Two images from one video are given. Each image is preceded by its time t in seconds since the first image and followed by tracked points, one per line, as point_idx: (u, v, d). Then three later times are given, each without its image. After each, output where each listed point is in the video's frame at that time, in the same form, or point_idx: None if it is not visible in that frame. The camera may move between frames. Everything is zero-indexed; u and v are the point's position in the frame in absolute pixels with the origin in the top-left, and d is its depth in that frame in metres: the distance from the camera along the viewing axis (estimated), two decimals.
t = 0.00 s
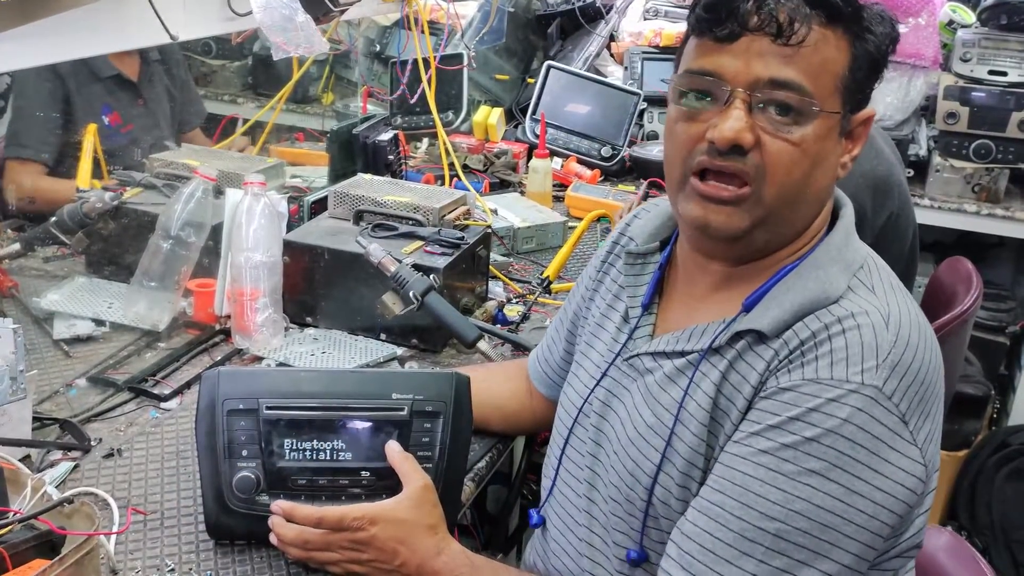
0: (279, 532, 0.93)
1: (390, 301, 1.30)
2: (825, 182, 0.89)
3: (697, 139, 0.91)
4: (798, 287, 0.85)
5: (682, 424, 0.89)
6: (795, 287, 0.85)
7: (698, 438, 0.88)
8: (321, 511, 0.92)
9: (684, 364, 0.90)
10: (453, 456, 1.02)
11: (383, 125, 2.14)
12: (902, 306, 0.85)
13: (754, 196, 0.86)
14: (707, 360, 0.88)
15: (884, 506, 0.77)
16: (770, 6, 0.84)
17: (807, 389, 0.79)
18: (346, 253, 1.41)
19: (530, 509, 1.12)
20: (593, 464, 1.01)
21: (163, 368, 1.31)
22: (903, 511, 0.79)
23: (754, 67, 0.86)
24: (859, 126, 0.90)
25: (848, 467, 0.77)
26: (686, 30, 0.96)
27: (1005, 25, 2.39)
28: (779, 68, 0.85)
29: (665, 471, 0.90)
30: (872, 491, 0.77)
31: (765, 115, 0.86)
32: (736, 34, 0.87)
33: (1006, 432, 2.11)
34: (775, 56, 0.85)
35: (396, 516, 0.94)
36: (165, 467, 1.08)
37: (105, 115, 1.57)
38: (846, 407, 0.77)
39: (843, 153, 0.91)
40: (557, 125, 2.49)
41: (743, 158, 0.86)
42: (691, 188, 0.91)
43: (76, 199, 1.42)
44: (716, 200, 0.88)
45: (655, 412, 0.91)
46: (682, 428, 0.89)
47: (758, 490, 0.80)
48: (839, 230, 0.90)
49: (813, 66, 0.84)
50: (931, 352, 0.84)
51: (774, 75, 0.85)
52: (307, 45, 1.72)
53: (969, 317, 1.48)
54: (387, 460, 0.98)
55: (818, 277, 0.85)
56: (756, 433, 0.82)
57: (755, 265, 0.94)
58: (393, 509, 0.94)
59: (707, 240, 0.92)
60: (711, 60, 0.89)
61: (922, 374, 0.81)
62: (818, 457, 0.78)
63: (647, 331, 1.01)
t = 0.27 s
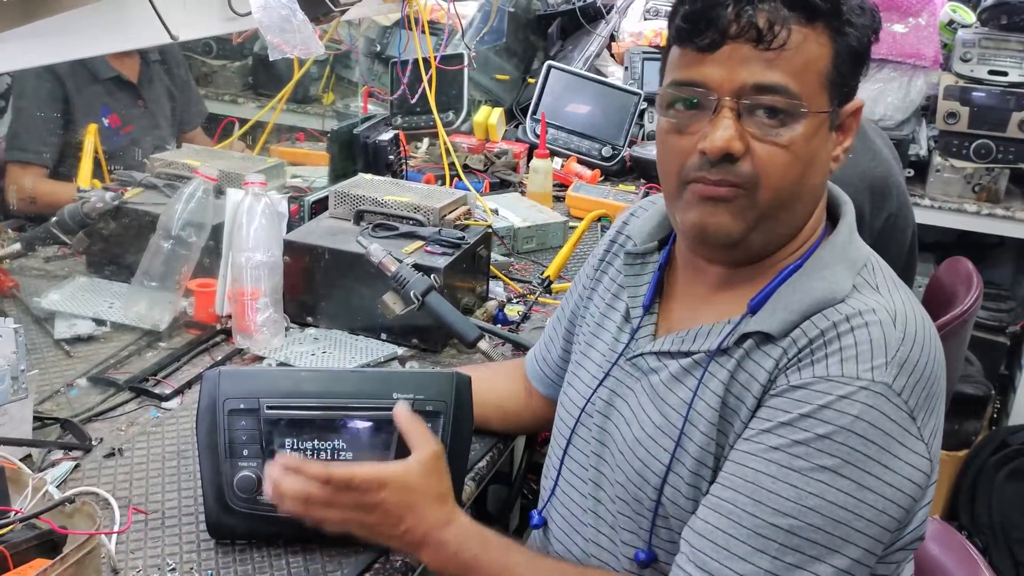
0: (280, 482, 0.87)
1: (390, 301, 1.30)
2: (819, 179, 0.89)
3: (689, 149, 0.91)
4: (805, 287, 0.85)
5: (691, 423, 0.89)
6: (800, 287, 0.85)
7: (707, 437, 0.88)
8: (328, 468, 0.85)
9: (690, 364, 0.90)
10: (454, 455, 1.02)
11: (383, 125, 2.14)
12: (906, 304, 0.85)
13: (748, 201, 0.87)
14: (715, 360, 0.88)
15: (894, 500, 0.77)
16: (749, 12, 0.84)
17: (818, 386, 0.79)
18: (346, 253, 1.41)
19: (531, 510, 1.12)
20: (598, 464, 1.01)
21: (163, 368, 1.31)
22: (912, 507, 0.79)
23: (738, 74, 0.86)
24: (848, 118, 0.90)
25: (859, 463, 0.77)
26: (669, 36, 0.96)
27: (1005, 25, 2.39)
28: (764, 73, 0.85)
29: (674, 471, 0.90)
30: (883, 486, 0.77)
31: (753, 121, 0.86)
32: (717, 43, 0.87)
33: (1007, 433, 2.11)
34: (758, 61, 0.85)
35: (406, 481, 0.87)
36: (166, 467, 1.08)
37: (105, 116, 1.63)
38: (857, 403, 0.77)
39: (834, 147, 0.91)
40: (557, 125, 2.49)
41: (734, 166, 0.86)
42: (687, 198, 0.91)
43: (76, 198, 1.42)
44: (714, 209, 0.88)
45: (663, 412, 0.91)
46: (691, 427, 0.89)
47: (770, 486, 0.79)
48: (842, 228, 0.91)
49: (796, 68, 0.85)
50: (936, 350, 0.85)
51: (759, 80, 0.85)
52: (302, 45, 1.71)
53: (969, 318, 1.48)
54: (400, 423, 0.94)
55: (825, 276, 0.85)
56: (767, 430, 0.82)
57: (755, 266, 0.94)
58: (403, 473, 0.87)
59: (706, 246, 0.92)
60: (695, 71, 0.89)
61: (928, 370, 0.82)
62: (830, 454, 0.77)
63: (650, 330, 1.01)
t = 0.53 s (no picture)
0: (254, 508, 0.83)
1: (390, 301, 1.30)
2: (818, 177, 0.89)
3: (689, 144, 0.91)
4: (803, 287, 0.85)
5: (690, 423, 0.89)
6: (799, 287, 0.85)
7: (706, 435, 0.88)
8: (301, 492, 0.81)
9: (689, 364, 0.90)
10: (454, 455, 1.02)
11: (383, 126, 2.14)
12: (904, 302, 0.85)
13: (749, 195, 0.87)
14: (713, 359, 0.88)
15: (890, 498, 0.77)
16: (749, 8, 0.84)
17: (815, 384, 0.80)
18: (346, 253, 1.41)
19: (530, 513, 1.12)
20: (598, 464, 1.01)
21: (163, 368, 1.31)
22: (908, 505, 0.79)
23: (738, 70, 0.86)
24: (848, 118, 0.91)
25: (856, 461, 0.77)
26: (670, 34, 0.96)
27: (1005, 25, 2.40)
28: (766, 70, 0.85)
29: (673, 471, 0.90)
30: (879, 484, 0.77)
31: (753, 114, 0.86)
32: (718, 38, 0.87)
33: (1007, 433, 2.13)
34: (759, 57, 0.85)
35: (383, 500, 0.83)
36: (166, 468, 1.08)
37: (106, 117, 1.65)
38: (853, 401, 0.77)
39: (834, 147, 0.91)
40: (556, 125, 2.49)
41: (734, 160, 0.87)
42: (686, 192, 0.91)
43: (75, 198, 1.43)
44: (714, 203, 0.88)
45: (662, 412, 0.91)
46: (689, 426, 0.89)
47: (767, 483, 0.79)
48: (840, 226, 0.91)
49: (797, 63, 0.85)
50: (933, 347, 0.85)
51: (760, 76, 0.85)
52: (307, 43, 1.73)
53: (968, 318, 1.48)
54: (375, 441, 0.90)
55: (823, 276, 0.85)
56: (764, 429, 0.82)
57: (754, 265, 0.94)
58: (380, 492, 0.83)
59: (706, 241, 0.92)
60: (696, 66, 0.89)
61: (926, 369, 0.82)
62: (827, 451, 0.77)
63: (649, 331, 1.01)
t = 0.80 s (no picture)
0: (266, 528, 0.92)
1: (390, 302, 1.31)
2: (809, 184, 0.88)
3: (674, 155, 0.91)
4: (803, 292, 0.85)
5: (688, 427, 0.89)
6: (799, 291, 0.85)
7: (704, 440, 0.88)
8: (310, 512, 0.90)
9: (688, 367, 0.90)
10: (455, 456, 1.02)
11: (384, 126, 2.14)
12: (906, 308, 0.85)
13: (731, 207, 0.87)
14: (712, 364, 0.88)
15: (888, 506, 0.77)
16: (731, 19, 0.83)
17: (813, 392, 0.80)
18: (347, 254, 1.41)
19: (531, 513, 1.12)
20: (598, 465, 1.01)
21: (164, 369, 1.31)
22: (907, 512, 0.79)
23: (718, 82, 0.85)
24: (847, 119, 0.88)
25: (853, 469, 0.77)
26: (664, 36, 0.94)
27: (1006, 26, 2.40)
28: (744, 81, 0.84)
29: (671, 475, 0.90)
30: (877, 492, 0.77)
31: (734, 127, 0.85)
32: (698, 51, 0.86)
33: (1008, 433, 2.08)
34: (738, 68, 0.84)
35: (386, 518, 0.92)
36: (167, 468, 1.08)
37: (107, 118, 1.66)
38: (851, 409, 0.77)
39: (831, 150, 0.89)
40: (557, 125, 2.49)
41: (715, 173, 0.87)
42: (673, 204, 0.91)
43: (76, 199, 1.43)
44: (699, 217, 0.89)
45: (661, 417, 0.91)
46: (688, 431, 0.89)
47: (764, 490, 0.80)
48: (841, 231, 0.91)
49: (779, 73, 0.83)
50: (935, 353, 0.84)
51: (739, 88, 0.84)
52: (302, 46, 1.70)
53: (969, 318, 1.48)
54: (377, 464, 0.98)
55: (824, 282, 0.85)
56: (762, 435, 0.82)
57: (750, 272, 0.94)
58: (382, 512, 0.92)
59: (694, 251, 0.93)
60: (679, 78, 0.89)
61: (926, 375, 0.81)
62: (823, 459, 0.78)
63: (649, 333, 1.00)
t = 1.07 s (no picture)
0: (263, 449, 0.87)
1: (392, 302, 1.31)
2: (744, 215, 0.84)
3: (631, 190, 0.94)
4: (806, 298, 0.84)
5: (686, 426, 0.89)
6: (802, 297, 0.85)
7: (702, 441, 0.88)
8: (315, 442, 0.85)
9: (689, 368, 0.90)
10: (456, 456, 1.02)
11: (385, 127, 2.14)
12: (913, 318, 0.84)
13: (668, 244, 0.89)
14: (712, 366, 0.88)
15: (883, 516, 0.77)
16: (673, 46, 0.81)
17: (813, 397, 0.79)
18: (348, 254, 1.41)
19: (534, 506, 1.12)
20: (598, 462, 1.01)
21: (165, 369, 1.31)
22: (903, 523, 0.78)
23: (623, 132, 0.86)
24: (779, 140, 0.81)
25: (848, 476, 0.76)
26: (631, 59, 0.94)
27: (1007, 27, 2.40)
28: (642, 134, 0.84)
29: (668, 475, 0.91)
30: (872, 501, 0.76)
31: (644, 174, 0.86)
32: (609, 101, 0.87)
33: (1008, 433, 2.09)
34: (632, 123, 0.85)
35: (390, 466, 0.89)
36: (168, 468, 1.08)
37: (108, 117, 1.67)
38: (849, 416, 0.77)
39: (772, 171, 0.82)
40: (558, 126, 2.50)
41: (645, 215, 0.89)
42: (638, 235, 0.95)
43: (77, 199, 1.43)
44: (653, 251, 0.92)
45: (661, 417, 0.92)
46: (685, 430, 0.89)
47: (757, 492, 0.80)
48: (851, 240, 0.89)
49: (664, 124, 0.82)
50: (940, 364, 0.83)
51: (637, 141, 0.84)
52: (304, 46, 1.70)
53: (970, 319, 1.48)
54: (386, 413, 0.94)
55: (828, 288, 0.84)
56: (759, 437, 0.82)
57: (734, 288, 0.93)
58: (388, 459, 0.88)
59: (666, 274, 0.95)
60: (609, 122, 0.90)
61: (930, 386, 0.80)
62: (819, 465, 0.77)
63: (654, 331, 1.00)
